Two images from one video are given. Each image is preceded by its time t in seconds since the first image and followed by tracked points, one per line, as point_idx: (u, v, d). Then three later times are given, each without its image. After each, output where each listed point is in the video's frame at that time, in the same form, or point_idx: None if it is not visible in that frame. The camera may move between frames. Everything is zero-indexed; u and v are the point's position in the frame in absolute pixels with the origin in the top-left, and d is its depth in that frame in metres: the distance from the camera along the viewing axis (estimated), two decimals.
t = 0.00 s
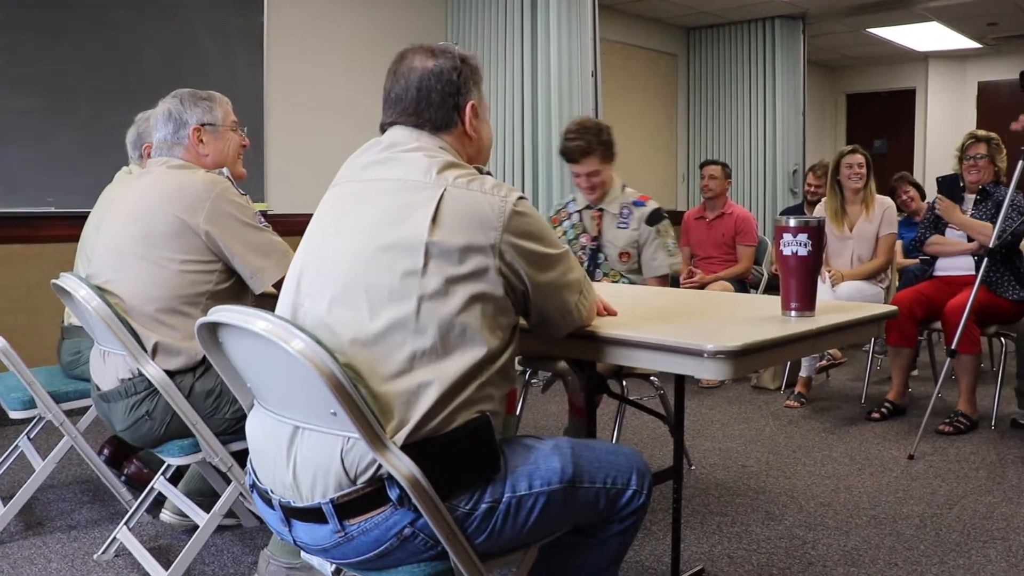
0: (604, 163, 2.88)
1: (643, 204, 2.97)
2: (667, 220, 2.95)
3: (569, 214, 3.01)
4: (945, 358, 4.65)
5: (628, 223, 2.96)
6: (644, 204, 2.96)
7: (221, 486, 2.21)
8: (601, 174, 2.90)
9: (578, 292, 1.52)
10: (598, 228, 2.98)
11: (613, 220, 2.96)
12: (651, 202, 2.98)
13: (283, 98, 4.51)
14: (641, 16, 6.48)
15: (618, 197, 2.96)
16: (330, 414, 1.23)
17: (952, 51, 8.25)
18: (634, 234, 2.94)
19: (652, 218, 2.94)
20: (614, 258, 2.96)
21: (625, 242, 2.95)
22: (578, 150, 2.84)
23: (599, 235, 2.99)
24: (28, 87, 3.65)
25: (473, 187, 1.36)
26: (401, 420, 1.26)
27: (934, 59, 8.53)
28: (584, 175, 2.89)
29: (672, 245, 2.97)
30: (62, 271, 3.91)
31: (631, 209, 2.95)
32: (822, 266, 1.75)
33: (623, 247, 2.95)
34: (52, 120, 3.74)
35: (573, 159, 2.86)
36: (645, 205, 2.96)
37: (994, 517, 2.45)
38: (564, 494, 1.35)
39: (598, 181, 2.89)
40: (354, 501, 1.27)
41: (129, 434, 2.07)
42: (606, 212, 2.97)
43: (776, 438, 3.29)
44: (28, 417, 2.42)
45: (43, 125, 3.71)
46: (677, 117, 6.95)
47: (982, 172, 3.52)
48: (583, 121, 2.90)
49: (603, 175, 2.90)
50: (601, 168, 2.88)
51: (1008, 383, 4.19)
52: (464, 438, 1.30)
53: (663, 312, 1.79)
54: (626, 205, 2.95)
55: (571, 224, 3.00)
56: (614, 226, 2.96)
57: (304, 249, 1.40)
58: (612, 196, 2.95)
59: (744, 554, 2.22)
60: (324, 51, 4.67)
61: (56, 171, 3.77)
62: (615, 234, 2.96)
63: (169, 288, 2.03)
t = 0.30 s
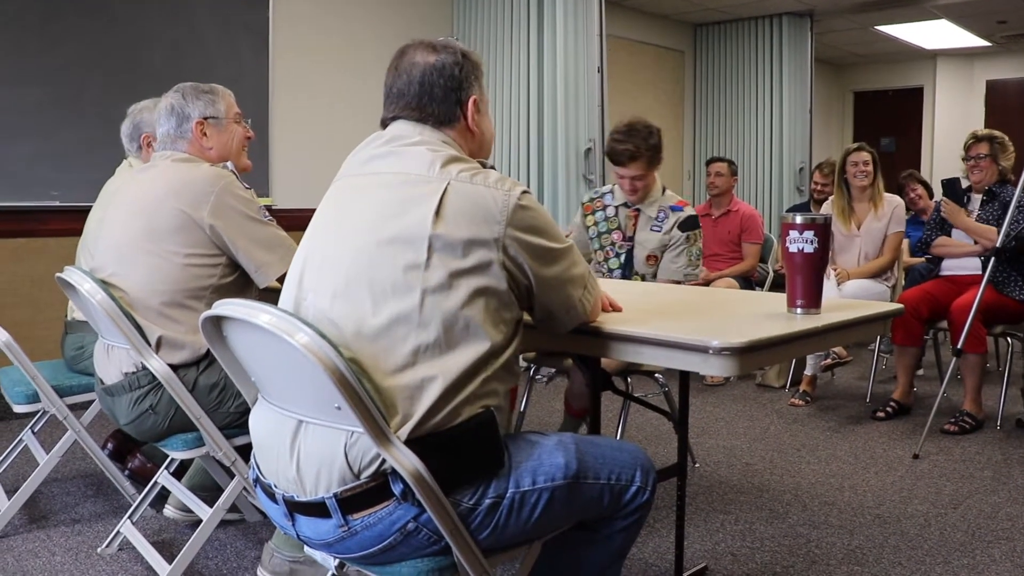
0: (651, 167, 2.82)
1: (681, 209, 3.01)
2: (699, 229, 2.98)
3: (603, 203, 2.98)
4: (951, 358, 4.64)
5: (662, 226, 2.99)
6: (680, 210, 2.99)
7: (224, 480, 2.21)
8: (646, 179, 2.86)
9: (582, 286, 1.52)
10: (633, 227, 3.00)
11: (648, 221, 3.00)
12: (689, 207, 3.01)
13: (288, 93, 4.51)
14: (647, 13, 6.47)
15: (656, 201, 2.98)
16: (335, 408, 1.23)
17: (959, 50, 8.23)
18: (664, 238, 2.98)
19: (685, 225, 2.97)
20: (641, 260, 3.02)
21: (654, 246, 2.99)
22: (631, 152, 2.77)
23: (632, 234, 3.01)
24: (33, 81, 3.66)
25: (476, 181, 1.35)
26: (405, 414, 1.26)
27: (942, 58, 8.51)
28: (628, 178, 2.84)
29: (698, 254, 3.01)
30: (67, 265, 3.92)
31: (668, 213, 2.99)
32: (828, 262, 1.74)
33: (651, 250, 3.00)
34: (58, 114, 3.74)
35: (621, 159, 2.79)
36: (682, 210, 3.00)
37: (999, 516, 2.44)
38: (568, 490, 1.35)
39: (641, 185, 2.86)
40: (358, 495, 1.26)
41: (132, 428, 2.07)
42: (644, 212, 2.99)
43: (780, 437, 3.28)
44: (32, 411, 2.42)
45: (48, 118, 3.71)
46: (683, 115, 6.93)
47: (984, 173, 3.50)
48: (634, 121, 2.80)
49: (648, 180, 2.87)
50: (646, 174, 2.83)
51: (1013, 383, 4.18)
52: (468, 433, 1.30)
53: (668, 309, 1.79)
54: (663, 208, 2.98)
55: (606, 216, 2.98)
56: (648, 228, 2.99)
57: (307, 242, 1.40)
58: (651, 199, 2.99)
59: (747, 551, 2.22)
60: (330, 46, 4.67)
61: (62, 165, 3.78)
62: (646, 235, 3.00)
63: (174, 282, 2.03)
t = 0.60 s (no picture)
0: (662, 161, 2.86)
1: (681, 204, 2.96)
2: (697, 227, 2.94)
3: (610, 193, 3.01)
4: (956, 354, 4.63)
5: (660, 219, 2.97)
6: (679, 204, 2.95)
7: (228, 473, 2.21)
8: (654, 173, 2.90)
9: (586, 280, 1.51)
10: (634, 216, 2.99)
11: (648, 213, 2.98)
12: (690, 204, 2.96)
13: (292, 87, 4.50)
14: (652, 7, 6.45)
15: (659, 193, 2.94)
16: (339, 402, 1.23)
17: (966, 44, 8.19)
18: (659, 231, 2.96)
19: (683, 219, 2.95)
20: (637, 249, 3.01)
21: (650, 236, 2.98)
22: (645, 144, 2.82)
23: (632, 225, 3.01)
24: (38, 73, 3.66)
25: (478, 174, 1.35)
26: (409, 408, 1.25)
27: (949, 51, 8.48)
28: (637, 168, 2.88)
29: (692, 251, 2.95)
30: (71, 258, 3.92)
31: (666, 207, 2.95)
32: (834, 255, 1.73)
33: (647, 240, 2.99)
34: (62, 107, 3.74)
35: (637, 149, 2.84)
36: (681, 206, 2.95)
37: (1004, 512, 2.44)
38: (572, 484, 1.34)
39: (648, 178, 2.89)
40: (362, 490, 1.26)
41: (136, 421, 2.07)
42: (645, 203, 2.96)
43: (785, 432, 3.27)
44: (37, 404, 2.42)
45: (52, 112, 3.71)
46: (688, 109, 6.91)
47: (987, 168, 3.50)
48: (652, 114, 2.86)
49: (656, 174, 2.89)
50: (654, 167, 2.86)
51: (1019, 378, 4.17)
52: (471, 427, 1.29)
53: (672, 303, 1.78)
54: (664, 202, 2.94)
55: (611, 205, 3.00)
56: (646, 220, 2.98)
57: (309, 235, 1.39)
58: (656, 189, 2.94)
59: (752, 547, 2.21)
60: (334, 40, 4.66)
61: (66, 158, 3.78)
62: (644, 227, 2.99)
63: (178, 276, 2.03)
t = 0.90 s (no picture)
0: (638, 140, 2.80)
1: (673, 196, 2.98)
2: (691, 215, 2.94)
3: (604, 199, 3.07)
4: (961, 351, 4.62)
5: (653, 212, 2.97)
6: (672, 195, 2.97)
7: (233, 471, 2.21)
8: (629, 153, 2.83)
9: (591, 276, 1.51)
10: (627, 213, 3.01)
11: (640, 208, 2.99)
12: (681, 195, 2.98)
13: (296, 84, 4.50)
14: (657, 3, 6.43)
15: (649, 184, 2.97)
16: (345, 399, 1.22)
17: (973, 39, 8.17)
18: (654, 223, 2.96)
19: (676, 210, 2.95)
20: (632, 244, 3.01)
21: (645, 229, 2.97)
22: (606, 122, 2.79)
23: (627, 222, 3.02)
24: (42, 70, 3.66)
25: (482, 169, 1.34)
26: (415, 405, 1.25)
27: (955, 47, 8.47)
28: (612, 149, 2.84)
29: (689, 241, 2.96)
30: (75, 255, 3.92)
31: (659, 199, 2.97)
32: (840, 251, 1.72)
33: (642, 234, 2.98)
34: (68, 103, 3.75)
35: (603, 130, 2.82)
36: (673, 196, 2.97)
37: (1011, 510, 2.43)
38: (577, 482, 1.34)
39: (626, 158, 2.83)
40: (367, 487, 1.26)
41: (141, 418, 2.07)
42: (637, 197, 2.99)
43: (790, 429, 3.27)
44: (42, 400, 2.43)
45: (57, 108, 3.71)
46: (693, 106, 6.90)
47: (993, 164, 3.45)
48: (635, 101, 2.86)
49: (632, 153, 2.83)
50: (629, 144, 2.80)
51: None
52: (476, 423, 1.29)
53: (678, 300, 1.77)
54: (655, 193, 2.97)
55: (605, 209, 3.06)
56: (640, 214, 2.99)
57: (314, 231, 1.39)
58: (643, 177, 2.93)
59: (757, 544, 2.21)
60: (337, 36, 4.66)
61: (70, 155, 3.78)
62: (638, 221, 2.99)
63: (184, 274, 2.03)
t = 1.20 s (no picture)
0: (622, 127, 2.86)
1: (663, 179, 2.96)
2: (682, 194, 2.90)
3: (600, 197, 3.08)
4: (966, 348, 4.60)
5: (646, 197, 2.94)
6: (662, 179, 2.95)
7: (236, 469, 2.21)
8: (615, 140, 2.87)
9: (594, 273, 1.50)
10: (621, 201, 2.98)
11: (633, 194, 2.96)
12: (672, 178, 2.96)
13: (299, 81, 4.49)
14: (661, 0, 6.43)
15: (640, 172, 2.96)
16: (347, 396, 1.22)
17: (978, 35, 8.15)
18: (648, 207, 2.92)
19: (667, 191, 2.91)
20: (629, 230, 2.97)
21: (640, 213, 2.94)
22: (590, 112, 2.88)
23: (622, 210, 2.99)
24: (45, 67, 3.66)
25: (485, 166, 1.34)
26: (418, 402, 1.25)
27: (960, 43, 8.46)
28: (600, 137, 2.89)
29: (683, 220, 2.89)
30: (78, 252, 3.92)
31: (649, 184, 2.94)
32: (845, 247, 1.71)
33: (637, 218, 2.94)
34: (70, 101, 3.75)
35: (589, 122, 2.91)
36: (663, 179, 2.95)
37: (1016, 507, 2.42)
38: (582, 479, 1.33)
39: (613, 144, 2.87)
40: (371, 484, 1.26)
41: (144, 416, 2.07)
42: (630, 185, 2.97)
43: (794, 426, 3.26)
44: (45, 398, 2.42)
45: (60, 105, 3.71)
46: (697, 102, 6.91)
47: (1000, 161, 3.45)
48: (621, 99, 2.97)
49: (620, 139, 2.87)
50: (615, 130, 2.86)
51: None
52: (479, 421, 1.29)
53: (681, 296, 1.77)
54: (646, 180, 2.95)
55: (601, 205, 3.07)
56: (633, 200, 2.95)
57: (316, 229, 1.38)
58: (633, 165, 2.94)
59: (762, 541, 2.20)
60: (340, 33, 4.65)
61: (73, 152, 3.78)
62: (633, 207, 2.95)
63: (186, 270, 2.02)
